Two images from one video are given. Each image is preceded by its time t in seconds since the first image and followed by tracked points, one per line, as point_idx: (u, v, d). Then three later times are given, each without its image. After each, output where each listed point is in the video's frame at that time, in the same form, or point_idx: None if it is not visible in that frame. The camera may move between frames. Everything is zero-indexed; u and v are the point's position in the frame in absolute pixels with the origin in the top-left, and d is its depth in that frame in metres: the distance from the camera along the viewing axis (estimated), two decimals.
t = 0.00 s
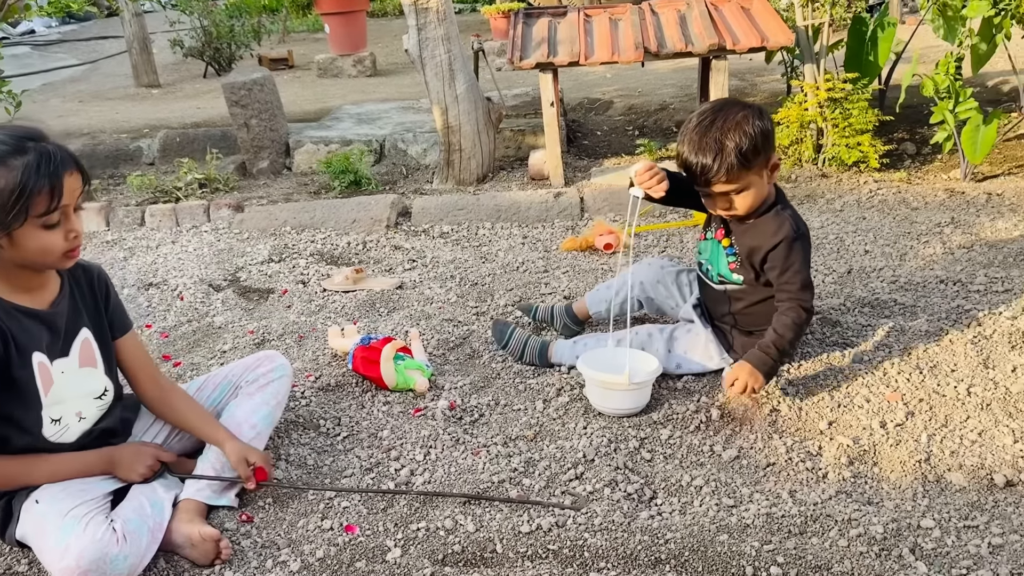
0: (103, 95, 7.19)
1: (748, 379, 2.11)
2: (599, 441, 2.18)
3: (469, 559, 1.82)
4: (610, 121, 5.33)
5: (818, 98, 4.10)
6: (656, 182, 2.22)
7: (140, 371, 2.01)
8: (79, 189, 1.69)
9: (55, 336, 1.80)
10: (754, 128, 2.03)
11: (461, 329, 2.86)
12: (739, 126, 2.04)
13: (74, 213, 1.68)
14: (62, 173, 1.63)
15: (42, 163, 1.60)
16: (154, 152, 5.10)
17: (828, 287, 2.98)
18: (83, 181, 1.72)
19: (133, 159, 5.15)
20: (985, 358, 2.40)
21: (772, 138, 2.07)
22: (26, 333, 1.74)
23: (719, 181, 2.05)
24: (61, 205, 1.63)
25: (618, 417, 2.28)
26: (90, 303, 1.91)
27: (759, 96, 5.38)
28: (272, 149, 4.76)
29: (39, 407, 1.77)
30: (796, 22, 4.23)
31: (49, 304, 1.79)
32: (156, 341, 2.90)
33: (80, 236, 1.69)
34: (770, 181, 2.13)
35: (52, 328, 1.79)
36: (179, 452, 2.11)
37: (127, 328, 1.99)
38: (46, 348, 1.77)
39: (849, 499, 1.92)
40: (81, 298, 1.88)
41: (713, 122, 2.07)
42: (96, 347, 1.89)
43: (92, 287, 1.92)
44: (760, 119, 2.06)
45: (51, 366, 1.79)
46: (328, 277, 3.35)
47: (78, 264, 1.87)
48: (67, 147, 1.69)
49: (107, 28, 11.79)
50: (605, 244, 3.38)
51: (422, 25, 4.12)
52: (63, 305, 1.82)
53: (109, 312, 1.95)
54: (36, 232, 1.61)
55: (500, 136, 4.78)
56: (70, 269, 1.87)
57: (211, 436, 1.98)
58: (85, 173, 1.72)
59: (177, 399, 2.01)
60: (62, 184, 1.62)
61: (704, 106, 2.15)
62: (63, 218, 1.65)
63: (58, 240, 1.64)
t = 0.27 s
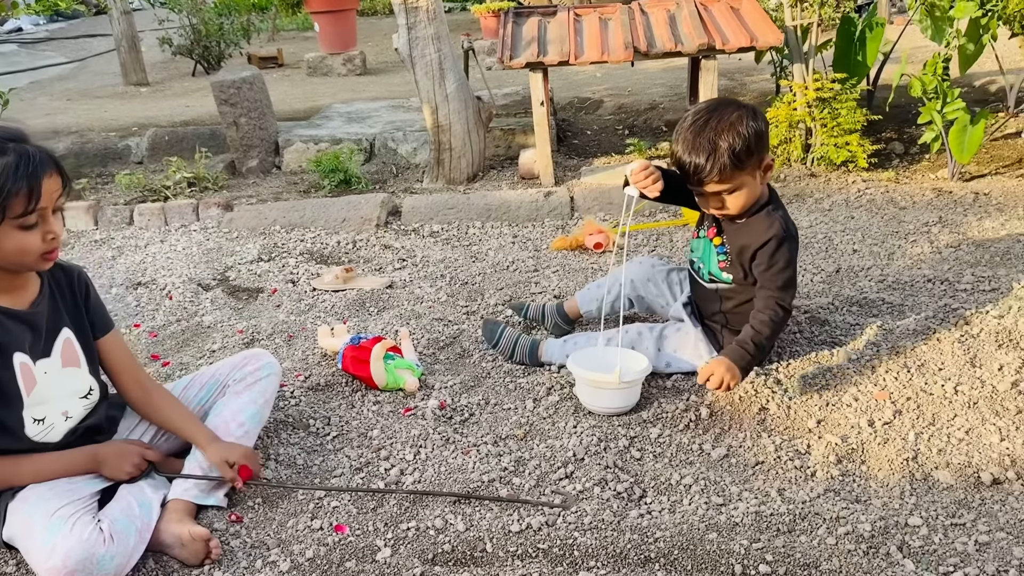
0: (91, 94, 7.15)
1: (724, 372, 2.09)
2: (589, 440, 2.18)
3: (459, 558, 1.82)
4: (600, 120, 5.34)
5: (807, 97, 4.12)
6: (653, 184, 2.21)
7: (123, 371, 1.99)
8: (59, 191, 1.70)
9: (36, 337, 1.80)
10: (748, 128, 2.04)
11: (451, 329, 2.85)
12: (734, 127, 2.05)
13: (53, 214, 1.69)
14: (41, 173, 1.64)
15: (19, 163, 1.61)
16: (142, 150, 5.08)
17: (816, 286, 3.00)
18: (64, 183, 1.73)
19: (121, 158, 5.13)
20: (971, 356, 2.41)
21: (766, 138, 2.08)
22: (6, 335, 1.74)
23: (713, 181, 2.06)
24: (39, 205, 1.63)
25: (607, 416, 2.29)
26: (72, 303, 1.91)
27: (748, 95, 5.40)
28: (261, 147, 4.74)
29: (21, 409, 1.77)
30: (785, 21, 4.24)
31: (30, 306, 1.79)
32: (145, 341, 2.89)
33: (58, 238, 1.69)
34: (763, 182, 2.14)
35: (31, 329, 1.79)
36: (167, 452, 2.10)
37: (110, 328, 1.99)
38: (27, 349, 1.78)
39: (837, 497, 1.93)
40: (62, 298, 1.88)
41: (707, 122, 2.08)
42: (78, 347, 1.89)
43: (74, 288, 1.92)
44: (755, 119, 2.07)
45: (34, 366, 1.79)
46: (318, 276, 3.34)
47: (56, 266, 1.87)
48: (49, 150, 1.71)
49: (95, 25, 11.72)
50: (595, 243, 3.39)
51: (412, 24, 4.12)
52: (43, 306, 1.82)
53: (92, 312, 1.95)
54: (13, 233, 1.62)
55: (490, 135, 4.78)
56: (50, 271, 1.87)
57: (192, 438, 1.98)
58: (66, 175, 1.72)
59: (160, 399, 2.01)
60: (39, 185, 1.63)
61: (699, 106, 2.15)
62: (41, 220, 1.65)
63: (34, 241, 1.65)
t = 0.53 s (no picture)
0: (84, 94, 7.12)
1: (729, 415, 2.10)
2: (583, 441, 2.18)
3: (453, 559, 1.82)
4: (594, 120, 5.34)
5: (801, 98, 4.12)
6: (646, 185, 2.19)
7: (117, 373, 1.99)
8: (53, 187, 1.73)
9: (31, 339, 1.80)
10: (738, 134, 2.04)
11: (445, 329, 2.85)
12: (724, 132, 2.05)
13: (50, 210, 1.71)
14: (38, 168, 1.66)
15: (16, 160, 1.63)
16: (136, 151, 5.06)
17: (810, 287, 3.00)
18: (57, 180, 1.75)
19: (115, 158, 5.11)
20: (964, 357, 2.42)
21: (755, 145, 2.08)
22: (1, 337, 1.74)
23: (704, 187, 2.05)
24: (39, 201, 1.66)
25: (601, 417, 2.29)
26: (66, 304, 1.91)
27: (742, 96, 5.41)
28: (255, 148, 4.74)
29: (15, 411, 1.77)
30: (779, 22, 4.25)
31: (24, 307, 1.79)
32: (138, 342, 2.88)
33: (57, 233, 1.72)
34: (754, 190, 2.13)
35: (25, 331, 1.79)
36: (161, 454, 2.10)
37: (103, 329, 1.99)
38: (21, 351, 1.77)
39: (830, 497, 1.94)
40: (57, 300, 1.88)
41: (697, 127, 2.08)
42: (71, 348, 1.89)
43: (69, 289, 1.92)
44: (744, 125, 2.07)
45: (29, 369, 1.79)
46: (312, 277, 3.33)
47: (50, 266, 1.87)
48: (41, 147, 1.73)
49: (88, 25, 11.68)
50: (589, 243, 3.39)
51: (406, 24, 4.11)
52: (37, 307, 1.82)
53: (86, 313, 1.95)
54: (15, 229, 1.64)
55: (484, 135, 4.78)
56: (43, 272, 1.86)
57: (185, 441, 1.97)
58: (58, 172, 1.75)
59: (151, 402, 2.00)
60: (38, 180, 1.65)
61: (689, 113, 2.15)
62: (40, 215, 1.68)
63: (36, 236, 1.67)
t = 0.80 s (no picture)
0: (82, 95, 7.12)
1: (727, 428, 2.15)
2: (581, 443, 2.18)
3: (452, 561, 1.82)
4: (592, 121, 5.35)
5: (798, 99, 4.13)
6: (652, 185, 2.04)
7: (117, 375, 2.00)
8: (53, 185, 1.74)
9: (37, 342, 1.79)
10: (729, 149, 2.04)
11: (444, 331, 2.85)
12: (714, 149, 2.04)
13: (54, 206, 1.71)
14: (42, 164, 1.67)
15: (19, 157, 1.63)
16: (134, 152, 5.06)
17: (808, 287, 3.01)
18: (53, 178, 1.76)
19: (113, 159, 5.11)
20: (962, 357, 2.43)
21: (747, 157, 2.08)
22: (9, 340, 1.72)
23: (695, 203, 2.06)
24: (46, 197, 1.66)
25: (600, 418, 2.29)
26: (68, 306, 1.90)
27: (740, 96, 5.41)
28: (253, 149, 4.74)
29: (20, 415, 1.75)
30: (777, 23, 4.25)
31: (29, 309, 1.78)
32: (136, 344, 2.88)
33: (64, 229, 1.72)
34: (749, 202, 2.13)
35: (31, 334, 1.77)
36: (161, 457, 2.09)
37: (104, 332, 1.99)
38: (27, 355, 1.76)
39: (828, 498, 1.94)
40: (59, 302, 1.87)
41: (686, 144, 2.07)
42: (73, 351, 1.88)
43: (72, 291, 1.91)
44: (734, 139, 2.07)
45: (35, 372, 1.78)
46: (310, 279, 3.33)
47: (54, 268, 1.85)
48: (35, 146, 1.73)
49: (86, 26, 11.67)
50: (587, 245, 3.39)
51: (404, 26, 4.11)
52: (42, 310, 1.81)
53: (89, 316, 1.95)
54: (27, 226, 1.63)
55: (482, 136, 4.78)
56: (45, 274, 1.85)
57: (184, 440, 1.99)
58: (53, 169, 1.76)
59: (152, 405, 2.01)
60: (43, 176, 1.66)
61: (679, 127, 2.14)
62: (48, 211, 1.68)
63: (47, 232, 1.67)
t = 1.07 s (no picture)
0: (82, 97, 7.12)
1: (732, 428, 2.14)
2: (583, 444, 2.18)
3: (454, 563, 1.82)
4: (593, 123, 5.35)
5: (799, 100, 4.12)
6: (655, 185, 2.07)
7: (119, 377, 1.99)
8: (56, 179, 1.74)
9: (50, 343, 1.78)
10: (730, 149, 2.02)
11: (445, 332, 2.85)
12: (716, 149, 2.03)
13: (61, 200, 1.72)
14: (44, 159, 1.67)
15: (25, 155, 1.62)
16: (135, 154, 5.06)
17: (809, 288, 3.00)
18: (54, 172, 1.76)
19: (113, 161, 5.11)
20: (964, 358, 2.42)
21: (750, 157, 2.06)
22: (25, 341, 1.71)
23: (697, 202, 2.07)
24: (55, 191, 1.67)
25: (601, 420, 2.29)
26: (74, 306, 1.89)
27: (740, 98, 5.41)
28: (254, 151, 4.74)
29: (33, 417, 1.74)
30: (777, 24, 4.25)
31: (40, 310, 1.77)
32: (137, 346, 2.88)
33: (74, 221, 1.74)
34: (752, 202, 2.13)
35: (44, 335, 1.76)
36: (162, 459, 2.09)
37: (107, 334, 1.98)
38: (41, 355, 1.75)
39: (831, 500, 1.94)
40: (66, 303, 1.86)
41: (688, 143, 2.07)
42: (80, 352, 1.87)
43: (78, 291, 1.91)
44: (737, 138, 2.05)
45: (48, 373, 1.77)
46: (311, 281, 3.33)
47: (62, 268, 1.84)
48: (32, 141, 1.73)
49: (87, 29, 11.68)
50: (588, 246, 3.39)
51: (404, 27, 4.11)
52: (52, 311, 1.80)
53: (92, 317, 1.95)
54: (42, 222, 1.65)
55: (483, 138, 4.78)
56: (52, 274, 1.84)
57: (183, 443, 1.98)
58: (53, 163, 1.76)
59: (154, 407, 2.01)
60: (49, 170, 1.66)
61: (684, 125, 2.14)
62: (58, 206, 1.69)
63: (62, 226, 1.69)
